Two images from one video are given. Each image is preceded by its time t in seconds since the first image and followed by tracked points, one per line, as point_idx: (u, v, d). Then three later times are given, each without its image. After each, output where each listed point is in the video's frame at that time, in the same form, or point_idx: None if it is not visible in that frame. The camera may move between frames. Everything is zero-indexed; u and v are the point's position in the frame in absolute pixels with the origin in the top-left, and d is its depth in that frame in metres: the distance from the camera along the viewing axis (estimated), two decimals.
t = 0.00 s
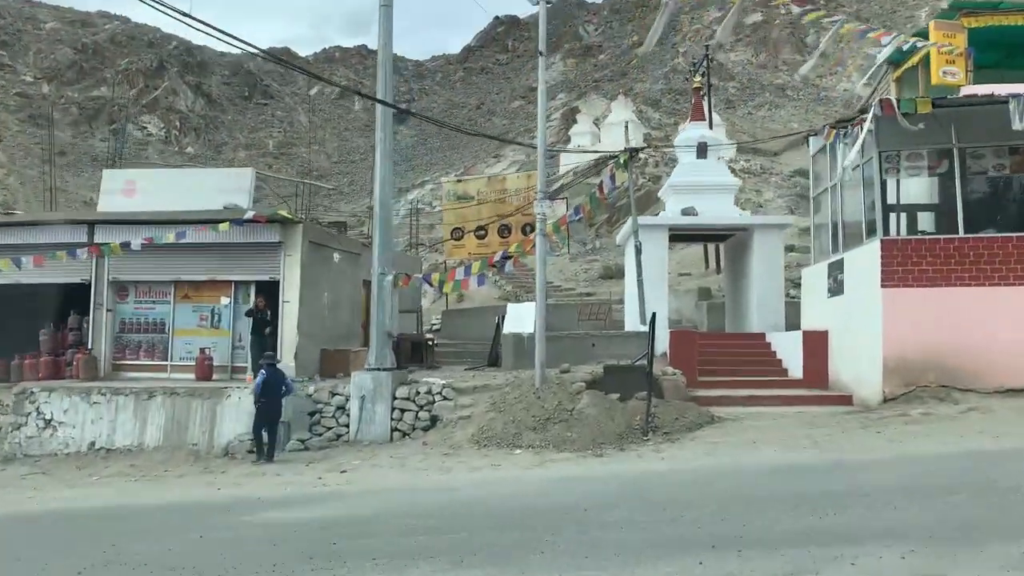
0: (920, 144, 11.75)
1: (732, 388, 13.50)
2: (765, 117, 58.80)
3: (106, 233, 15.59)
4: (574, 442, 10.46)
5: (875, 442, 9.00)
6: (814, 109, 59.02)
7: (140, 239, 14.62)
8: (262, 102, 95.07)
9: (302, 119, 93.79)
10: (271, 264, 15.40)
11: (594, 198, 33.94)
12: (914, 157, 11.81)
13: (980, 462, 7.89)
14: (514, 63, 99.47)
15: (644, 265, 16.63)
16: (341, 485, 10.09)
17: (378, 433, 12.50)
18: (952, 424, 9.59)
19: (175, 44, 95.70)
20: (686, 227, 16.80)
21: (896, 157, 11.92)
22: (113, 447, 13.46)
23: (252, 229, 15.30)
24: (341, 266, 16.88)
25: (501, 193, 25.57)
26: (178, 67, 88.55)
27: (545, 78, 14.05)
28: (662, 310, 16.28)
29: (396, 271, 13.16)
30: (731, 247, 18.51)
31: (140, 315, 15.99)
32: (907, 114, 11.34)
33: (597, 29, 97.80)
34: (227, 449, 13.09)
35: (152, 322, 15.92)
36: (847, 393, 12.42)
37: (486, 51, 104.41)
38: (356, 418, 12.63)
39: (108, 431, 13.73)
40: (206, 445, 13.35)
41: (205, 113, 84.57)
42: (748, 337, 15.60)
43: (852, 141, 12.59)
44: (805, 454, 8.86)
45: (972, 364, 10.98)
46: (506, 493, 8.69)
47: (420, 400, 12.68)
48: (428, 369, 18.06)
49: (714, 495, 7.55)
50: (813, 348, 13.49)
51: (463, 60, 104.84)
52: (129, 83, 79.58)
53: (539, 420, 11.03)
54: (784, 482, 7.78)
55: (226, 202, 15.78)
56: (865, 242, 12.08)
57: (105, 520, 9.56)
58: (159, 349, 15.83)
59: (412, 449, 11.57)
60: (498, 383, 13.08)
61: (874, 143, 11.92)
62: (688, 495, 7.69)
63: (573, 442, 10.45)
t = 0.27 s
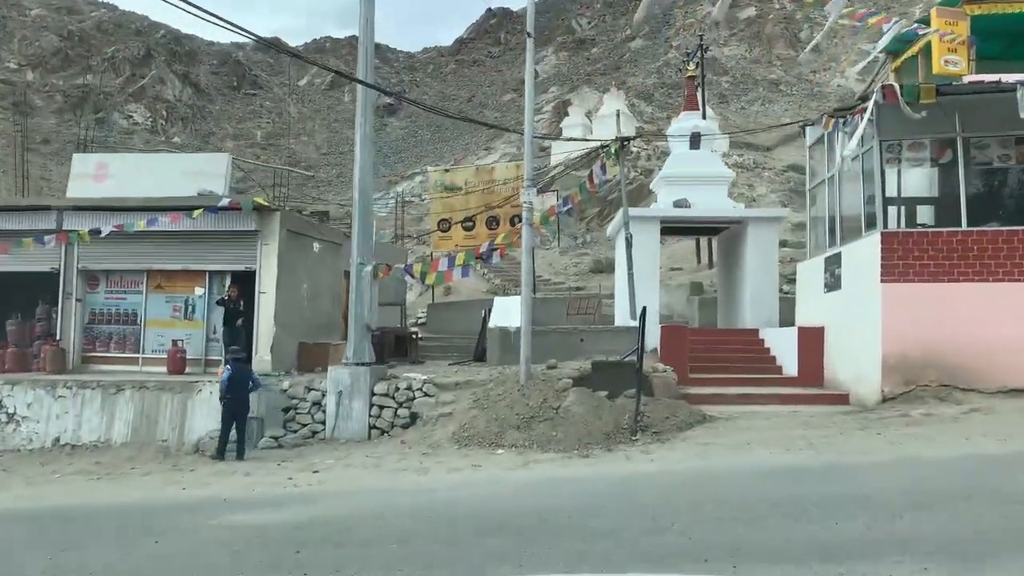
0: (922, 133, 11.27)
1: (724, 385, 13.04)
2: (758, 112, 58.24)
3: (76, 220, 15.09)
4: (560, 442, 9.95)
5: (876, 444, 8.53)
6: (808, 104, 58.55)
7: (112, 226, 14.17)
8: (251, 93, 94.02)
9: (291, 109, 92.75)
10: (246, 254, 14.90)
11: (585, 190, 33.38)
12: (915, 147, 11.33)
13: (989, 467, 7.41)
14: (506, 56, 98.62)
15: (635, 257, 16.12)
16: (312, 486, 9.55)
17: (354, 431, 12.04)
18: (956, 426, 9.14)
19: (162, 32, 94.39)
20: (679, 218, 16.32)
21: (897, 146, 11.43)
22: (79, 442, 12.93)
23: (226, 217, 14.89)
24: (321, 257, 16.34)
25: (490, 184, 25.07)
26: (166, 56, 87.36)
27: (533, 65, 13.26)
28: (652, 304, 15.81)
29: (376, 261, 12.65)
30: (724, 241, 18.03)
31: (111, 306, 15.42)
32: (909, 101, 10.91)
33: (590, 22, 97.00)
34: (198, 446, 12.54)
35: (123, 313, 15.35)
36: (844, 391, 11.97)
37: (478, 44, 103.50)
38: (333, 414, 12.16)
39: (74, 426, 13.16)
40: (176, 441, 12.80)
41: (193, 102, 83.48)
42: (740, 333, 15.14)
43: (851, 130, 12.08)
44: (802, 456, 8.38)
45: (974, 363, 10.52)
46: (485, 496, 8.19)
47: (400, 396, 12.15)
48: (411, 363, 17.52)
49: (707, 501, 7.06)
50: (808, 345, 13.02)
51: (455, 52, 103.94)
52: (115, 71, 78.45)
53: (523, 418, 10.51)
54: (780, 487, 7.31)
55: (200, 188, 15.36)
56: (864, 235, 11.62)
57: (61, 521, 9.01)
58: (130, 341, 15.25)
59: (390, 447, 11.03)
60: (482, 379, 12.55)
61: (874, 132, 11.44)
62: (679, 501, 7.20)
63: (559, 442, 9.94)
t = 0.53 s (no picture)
0: (920, 127, 10.88)
1: (714, 386, 12.61)
2: (748, 111, 57.90)
3: (43, 210, 14.52)
4: (542, 444, 9.50)
5: (872, 449, 8.12)
6: (797, 104, 58.34)
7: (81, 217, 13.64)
8: (238, 87, 93.11)
9: (278, 104, 91.87)
10: (220, 246, 14.43)
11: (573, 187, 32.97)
12: (913, 141, 10.93)
13: (994, 474, 7.01)
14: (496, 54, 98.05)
15: (623, 254, 15.68)
16: (280, 489, 9.06)
17: (329, 431, 11.56)
18: (955, 429, 8.76)
19: (148, 25, 93.24)
20: (668, 214, 15.90)
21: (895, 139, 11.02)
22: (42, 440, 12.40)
23: (200, 207, 14.35)
24: (299, 250, 15.84)
25: (476, 178, 24.66)
26: (152, 48, 86.30)
27: (518, 66, 12.22)
28: (640, 302, 15.39)
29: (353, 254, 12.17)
30: (713, 238, 17.63)
31: (79, 299, 14.87)
32: (909, 91, 10.52)
33: (580, 20, 96.53)
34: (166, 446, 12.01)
35: (92, 307, 14.80)
36: (837, 393, 11.58)
37: (468, 41, 102.89)
38: (307, 414, 11.67)
39: (36, 424, 12.61)
40: (143, 440, 12.26)
41: (178, 96, 82.47)
42: (730, 332, 14.73)
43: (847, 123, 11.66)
44: (796, 462, 7.96)
45: (971, 365, 10.15)
46: (461, 501, 7.72)
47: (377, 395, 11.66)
48: (392, 361, 17.03)
49: (695, 510, 6.62)
50: (800, 345, 12.63)
51: (444, 48, 103.30)
52: (100, 63, 77.40)
53: (504, 419, 10.04)
54: (775, 494, 6.89)
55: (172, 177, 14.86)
56: (859, 232, 11.23)
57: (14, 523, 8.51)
58: (99, 336, 14.71)
59: (366, 449, 10.55)
60: (463, 377, 12.08)
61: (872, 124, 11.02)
62: (668, 509, 6.77)
63: (541, 444, 9.50)
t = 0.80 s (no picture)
0: (917, 122, 10.51)
1: (702, 390, 12.20)
2: (737, 113, 57.67)
3: (6, 203, 13.92)
4: (522, 451, 9.03)
5: (870, 458, 7.69)
6: (785, 106, 58.16)
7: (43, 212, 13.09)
8: (223, 85, 92.16)
9: (263, 103, 91.01)
10: (192, 243, 13.89)
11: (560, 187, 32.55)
12: (910, 137, 10.56)
13: (1001, 486, 6.58)
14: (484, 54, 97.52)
15: (609, 254, 15.24)
16: (244, 498, 8.54)
17: (301, 436, 11.07)
18: (955, 436, 8.36)
19: (132, 21, 92.13)
20: (656, 213, 15.48)
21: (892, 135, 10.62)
22: None
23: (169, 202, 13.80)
24: (274, 248, 15.32)
25: (459, 175, 24.28)
26: (135, 45, 85.25)
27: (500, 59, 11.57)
28: (627, 303, 14.96)
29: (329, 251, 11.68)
30: (702, 237, 17.23)
31: (44, 297, 14.26)
32: (907, 86, 10.03)
33: (569, 21, 96.18)
34: (130, 451, 11.45)
35: (57, 305, 14.20)
36: (829, 398, 11.18)
37: (456, 40, 102.36)
38: (278, 418, 11.19)
39: None
40: (107, 445, 11.66)
41: (162, 93, 81.45)
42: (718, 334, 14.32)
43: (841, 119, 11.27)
44: (790, 472, 7.52)
45: (970, 369, 9.77)
46: (435, 513, 7.23)
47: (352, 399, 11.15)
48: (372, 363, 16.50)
49: (684, 524, 6.16)
50: (791, 348, 12.22)
51: (432, 48, 102.71)
52: (82, 60, 76.33)
53: (484, 424, 9.56)
54: (770, 508, 6.45)
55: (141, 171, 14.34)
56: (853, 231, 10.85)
57: None
58: (65, 335, 14.11)
59: (338, 455, 10.04)
60: (442, 380, 11.58)
61: (868, 119, 10.65)
62: (655, 524, 6.30)
63: (522, 451, 9.02)
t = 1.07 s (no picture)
0: (908, 121, 10.23)
1: (688, 394, 11.88)
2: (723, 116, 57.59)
3: None
4: (501, 460, 8.66)
5: (862, 467, 7.38)
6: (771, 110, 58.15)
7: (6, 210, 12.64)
8: (208, 87, 91.41)
9: (248, 105, 90.34)
10: (162, 244, 13.43)
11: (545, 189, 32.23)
12: (900, 135, 10.27)
13: (999, 498, 6.27)
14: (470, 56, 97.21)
15: (594, 256, 14.91)
16: (208, 511, 8.12)
17: (273, 443, 10.68)
18: (948, 443, 8.07)
19: (115, 21, 91.19)
20: (642, 214, 15.16)
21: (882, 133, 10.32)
22: None
23: (139, 201, 13.35)
24: (249, 249, 14.89)
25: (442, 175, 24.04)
26: (118, 46, 84.42)
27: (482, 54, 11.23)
28: (611, 306, 14.62)
29: (303, 253, 11.29)
30: (689, 238, 16.89)
31: (10, 299, 13.78)
32: (898, 82, 9.74)
33: (555, 24, 96.07)
34: (95, 459, 10.99)
35: (24, 307, 13.73)
36: (817, 403, 10.89)
37: (443, 43, 102.04)
38: (249, 425, 10.79)
39: None
40: (71, 453, 11.19)
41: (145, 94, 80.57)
42: (704, 337, 14.02)
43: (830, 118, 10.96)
44: (779, 483, 7.18)
45: (962, 374, 9.48)
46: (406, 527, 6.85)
47: (325, 405, 10.76)
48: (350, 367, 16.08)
49: (669, 540, 5.79)
50: (778, 352, 11.92)
51: (418, 51, 102.33)
52: (64, 60, 75.48)
53: (461, 431, 9.18)
54: (758, 521, 6.12)
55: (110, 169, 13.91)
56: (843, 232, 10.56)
57: None
58: (31, 339, 13.64)
59: (310, 465, 9.64)
60: (420, 385, 11.19)
61: (858, 117, 10.33)
62: (637, 538, 5.96)
63: (500, 460, 8.65)
